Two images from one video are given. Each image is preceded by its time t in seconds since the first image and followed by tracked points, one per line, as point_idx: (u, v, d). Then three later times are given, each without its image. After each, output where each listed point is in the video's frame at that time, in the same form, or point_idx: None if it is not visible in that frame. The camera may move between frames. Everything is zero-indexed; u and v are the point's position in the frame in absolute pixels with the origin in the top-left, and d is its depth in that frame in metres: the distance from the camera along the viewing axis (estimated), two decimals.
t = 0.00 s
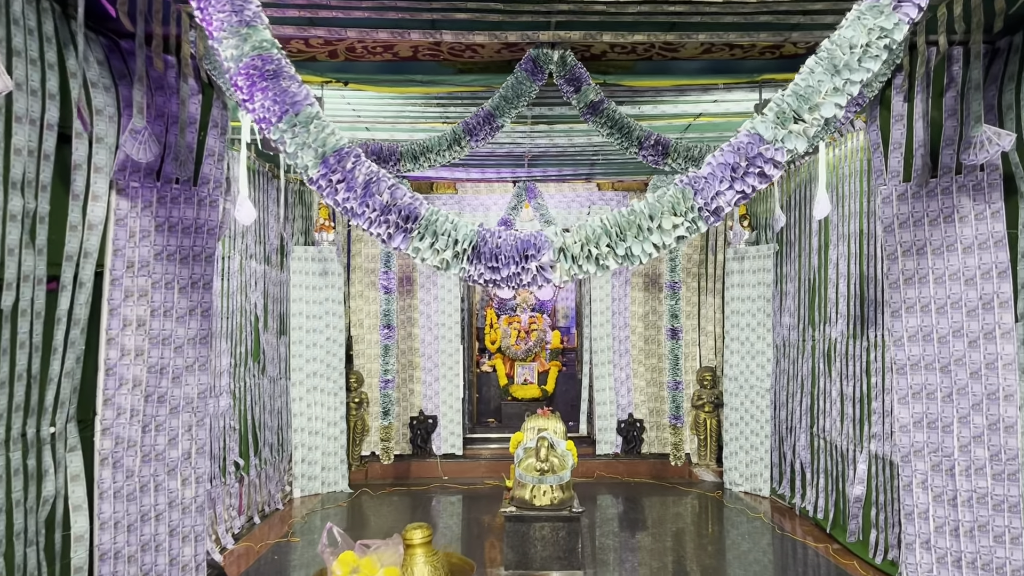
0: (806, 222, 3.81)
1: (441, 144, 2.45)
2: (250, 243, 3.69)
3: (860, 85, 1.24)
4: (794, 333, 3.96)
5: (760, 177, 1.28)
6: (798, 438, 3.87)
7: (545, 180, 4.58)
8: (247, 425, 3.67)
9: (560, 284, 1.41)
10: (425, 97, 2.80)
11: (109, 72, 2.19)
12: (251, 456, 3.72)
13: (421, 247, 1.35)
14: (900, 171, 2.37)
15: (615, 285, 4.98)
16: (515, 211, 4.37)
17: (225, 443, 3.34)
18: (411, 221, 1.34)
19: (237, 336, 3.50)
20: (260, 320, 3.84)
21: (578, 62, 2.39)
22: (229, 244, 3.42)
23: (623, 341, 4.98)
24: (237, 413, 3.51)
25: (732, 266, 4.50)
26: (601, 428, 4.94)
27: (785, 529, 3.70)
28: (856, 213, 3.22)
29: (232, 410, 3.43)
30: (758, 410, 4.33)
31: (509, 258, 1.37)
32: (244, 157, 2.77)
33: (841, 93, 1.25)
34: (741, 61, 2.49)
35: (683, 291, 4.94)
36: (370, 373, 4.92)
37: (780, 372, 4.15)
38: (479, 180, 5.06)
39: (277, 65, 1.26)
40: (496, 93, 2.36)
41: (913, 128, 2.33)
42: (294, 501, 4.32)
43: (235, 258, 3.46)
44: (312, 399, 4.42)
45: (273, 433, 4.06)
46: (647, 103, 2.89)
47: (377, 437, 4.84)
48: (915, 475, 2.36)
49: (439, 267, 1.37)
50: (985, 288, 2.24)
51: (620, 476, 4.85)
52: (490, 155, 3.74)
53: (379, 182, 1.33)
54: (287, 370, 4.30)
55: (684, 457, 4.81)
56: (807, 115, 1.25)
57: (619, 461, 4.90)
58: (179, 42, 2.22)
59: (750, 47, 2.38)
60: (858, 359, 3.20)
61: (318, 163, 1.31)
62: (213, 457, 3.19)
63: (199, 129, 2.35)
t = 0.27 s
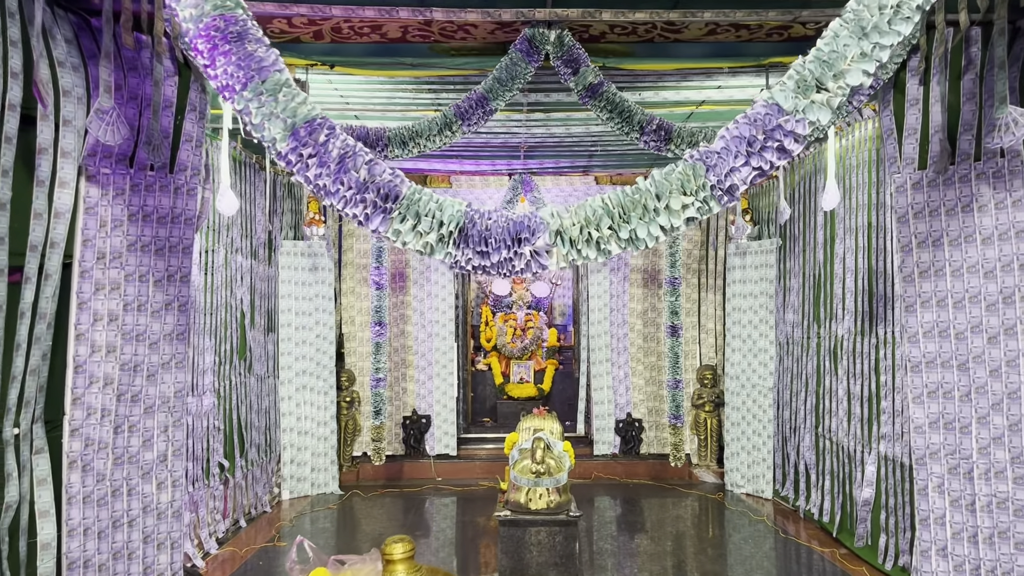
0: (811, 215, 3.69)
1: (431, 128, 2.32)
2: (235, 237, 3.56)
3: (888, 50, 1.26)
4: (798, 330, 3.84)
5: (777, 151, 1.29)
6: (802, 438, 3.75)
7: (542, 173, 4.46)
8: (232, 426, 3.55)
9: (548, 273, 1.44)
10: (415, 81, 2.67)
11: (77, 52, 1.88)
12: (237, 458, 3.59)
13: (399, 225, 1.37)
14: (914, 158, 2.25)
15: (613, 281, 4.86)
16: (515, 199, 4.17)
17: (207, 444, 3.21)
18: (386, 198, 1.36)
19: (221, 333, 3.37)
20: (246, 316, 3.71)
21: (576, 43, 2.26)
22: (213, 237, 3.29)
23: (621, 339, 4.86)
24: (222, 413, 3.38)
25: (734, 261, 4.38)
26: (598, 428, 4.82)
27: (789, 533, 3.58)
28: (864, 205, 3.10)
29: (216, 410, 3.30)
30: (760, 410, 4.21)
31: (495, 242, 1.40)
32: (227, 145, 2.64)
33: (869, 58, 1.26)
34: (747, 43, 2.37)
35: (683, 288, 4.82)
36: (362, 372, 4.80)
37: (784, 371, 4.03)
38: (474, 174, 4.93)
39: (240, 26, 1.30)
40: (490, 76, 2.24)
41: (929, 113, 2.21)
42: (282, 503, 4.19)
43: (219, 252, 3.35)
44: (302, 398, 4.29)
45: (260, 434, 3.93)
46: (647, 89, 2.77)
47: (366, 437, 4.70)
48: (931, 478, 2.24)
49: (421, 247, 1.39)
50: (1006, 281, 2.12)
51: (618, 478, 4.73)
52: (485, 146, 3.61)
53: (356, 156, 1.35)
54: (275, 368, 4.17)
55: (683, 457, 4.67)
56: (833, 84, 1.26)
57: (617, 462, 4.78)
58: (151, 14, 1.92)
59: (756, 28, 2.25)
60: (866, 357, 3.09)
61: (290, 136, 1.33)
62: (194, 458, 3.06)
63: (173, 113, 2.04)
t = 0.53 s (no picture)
0: (819, 209, 3.57)
1: (421, 113, 2.19)
2: (221, 230, 3.43)
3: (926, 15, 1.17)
4: (805, 328, 3.72)
5: (801, 126, 1.20)
6: (808, 440, 3.63)
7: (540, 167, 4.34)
8: (218, 427, 3.42)
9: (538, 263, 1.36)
10: (406, 66, 2.54)
11: (43, 31, 1.78)
12: (223, 460, 3.46)
13: (373, 208, 1.27)
14: (934, 147, 2.12)
15: (613, 278, 4.73)
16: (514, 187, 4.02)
17: (190, 446, 3.09)
18: (359, 175, 1.26)
19: (206, 330, 3.26)
20: (233, 313, 3.58)
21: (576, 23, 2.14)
22: (197, 231, 3.16)
23: (621, 337, 4.73)
24: (206, 413, 3.26)
25: (739, 257, 4.26)
26: (598, 428, 4.69)
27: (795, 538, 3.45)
28: (876, 198, 2.97)
29: (200, 411, 3.18)
30: (765, 410, 4.09)
31: (482, 228, 1.32)
32: (209, 133, 2.51)
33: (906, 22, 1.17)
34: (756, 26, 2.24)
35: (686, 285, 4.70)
36: (355, 371, 4.67)
37: (790, 370, 3.91)
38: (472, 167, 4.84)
39: None
40: (484, 58, 2.11)
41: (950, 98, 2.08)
42: (272, 505, 4.06)
43: (204, 246, 3.24)
44: (292, 398, 4.16)
45: (249, 435, 3.80)
46: (650, 75, 2.64)
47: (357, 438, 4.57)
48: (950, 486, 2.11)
49: (396, 233, 1.29)
50: None
51: (618, 480, 4.60)
52: (481, 137, 3.48)
53: (324, 131, 1.25)
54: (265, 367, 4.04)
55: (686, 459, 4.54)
56: (863, 50, 1.18)
57: (617, 463, 4.65)
58: None
59: (766, 9, 2.12)
60: (878, 357, 2.96)
61: (251, 108, 1.23)
62: (176, 461, 2.94)
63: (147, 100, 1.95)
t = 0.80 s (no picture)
0: (831, 198, 3.44)
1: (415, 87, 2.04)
2: (211, 219, 3.31)
3: None
4: (816, 322, 3.60)
5: (841, 80, 1.10)
6: (819, 437, 3.52)
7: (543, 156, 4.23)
8: (209, 422, 3.30)
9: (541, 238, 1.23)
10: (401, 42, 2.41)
11: None
12: (214, 456, 3.35)
13: (352, 172, 1.14)
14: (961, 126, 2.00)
15: (617, 270, 4.61)
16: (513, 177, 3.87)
17: (178, 441, 2.97)
18: (336, 136, 1.14)
19: (195, 322, 3.15)
20: (225, 305, 3.46)
21: None
22: (186, 219, 3.05)
23: (625, 331, 4.61)
24: (196, 407, 3.15)
25: (747, 249, 4.14)
26: (601, 425, 4.57)
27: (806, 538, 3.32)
28: (893, 184, 2.85)
29: (189, 405, 3.06)
30: (774, 406, 3.97)
31: (477, 194, 1.18)
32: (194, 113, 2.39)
33: None
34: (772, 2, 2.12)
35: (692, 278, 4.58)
36: (352, 365, 4.56)
37: (800, 365, 3.79)
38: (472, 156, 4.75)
39: None
40: (483, 30, 1.99)
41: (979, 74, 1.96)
42: (266, 503, 3.94)
43: (194, 235, 3.13)
44: (287, 393, 4.05)
45: (241, 430, 3.68)
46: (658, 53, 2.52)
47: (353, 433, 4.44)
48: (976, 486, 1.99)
49: (377, 200, 1.16)
50: None
51: (622, 478, 4.47)
52: (481, 122, 3.36)
53: (297, 84, 1.12)
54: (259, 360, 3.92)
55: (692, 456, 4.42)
56: None
57: (621, 460, 4.52)
58: None
59: None
60: (894, 351, 2.84)
61: (214, 60, 1.10)
62: (162, 457, 2.83)
63: (126, 74, 1.73)
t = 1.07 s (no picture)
0: (846, 191, 3.32)
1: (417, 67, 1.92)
2: (203, 212, 3.19)
3: None
4: (830, 320, 3.48)
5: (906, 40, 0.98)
6: (833, 438, 3.40)
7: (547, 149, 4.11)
8: (201, 422, 3.18)
9: (553, 222, 1.12)
10: (399, 21, 2.29)
11: None
12: (206, 458, 3.23)
13: (335, 146, 1.03)
14: (996, 110, 1.87)
15: (623, 266, 4.48)
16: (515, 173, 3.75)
17: (167, 443, 2.86)
18: (314, 103, 1.01)
19: (186, 319, 3.04)
20: (218, 301, 3.34)
21: None
22: (176, 211, 2.93)
23: (631, 329, 4.48)
24: (187, 408, 3.03)
25: (758, 245, 4.02)
26: (606, 425, 4.45)
27: (819, 544, 3.20)
28: (915, 175, 2.73)
29: (179, 405, 2.94)
30: (786, 406, 3.84)
31: (479, 171, 1.07)
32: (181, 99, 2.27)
33: None
34: None
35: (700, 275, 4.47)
36: (351, 363, 4.44)
37: (813, 364, 3.67)
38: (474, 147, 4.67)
39: None
40: (487, 8, 1.86)
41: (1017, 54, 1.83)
42: (260, 505, 3.83)
43: (185, 228, 3.02)
44: (282, 392, 3.92)
45: (235, 431, 3.56)
46: (669, 36, 2.40)
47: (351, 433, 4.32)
48: (1012, 496, 1.86)
49: (363, 178, 1.05)
50: None
51: (628, 480, 4.35)
52: (483, 111, 3.24)
53: (269, 42, 1.01)
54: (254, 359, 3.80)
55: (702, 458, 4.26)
56: None
57: (627, 462, 4.40)
58: None
59: None
60: (916, 350, 2.71)
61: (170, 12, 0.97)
62: (149, 460, 2.71)
63: (102, 51, 1.34)
